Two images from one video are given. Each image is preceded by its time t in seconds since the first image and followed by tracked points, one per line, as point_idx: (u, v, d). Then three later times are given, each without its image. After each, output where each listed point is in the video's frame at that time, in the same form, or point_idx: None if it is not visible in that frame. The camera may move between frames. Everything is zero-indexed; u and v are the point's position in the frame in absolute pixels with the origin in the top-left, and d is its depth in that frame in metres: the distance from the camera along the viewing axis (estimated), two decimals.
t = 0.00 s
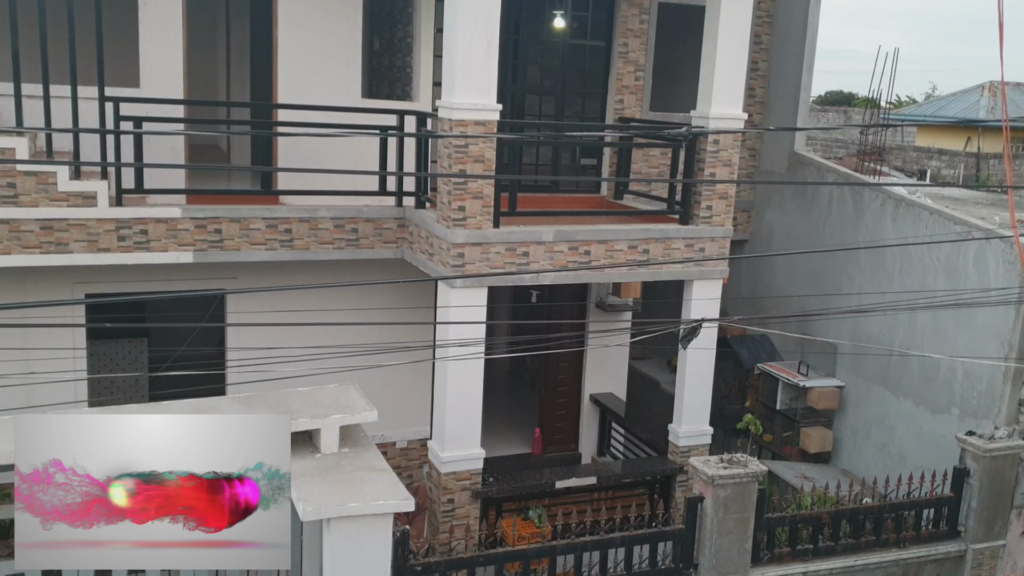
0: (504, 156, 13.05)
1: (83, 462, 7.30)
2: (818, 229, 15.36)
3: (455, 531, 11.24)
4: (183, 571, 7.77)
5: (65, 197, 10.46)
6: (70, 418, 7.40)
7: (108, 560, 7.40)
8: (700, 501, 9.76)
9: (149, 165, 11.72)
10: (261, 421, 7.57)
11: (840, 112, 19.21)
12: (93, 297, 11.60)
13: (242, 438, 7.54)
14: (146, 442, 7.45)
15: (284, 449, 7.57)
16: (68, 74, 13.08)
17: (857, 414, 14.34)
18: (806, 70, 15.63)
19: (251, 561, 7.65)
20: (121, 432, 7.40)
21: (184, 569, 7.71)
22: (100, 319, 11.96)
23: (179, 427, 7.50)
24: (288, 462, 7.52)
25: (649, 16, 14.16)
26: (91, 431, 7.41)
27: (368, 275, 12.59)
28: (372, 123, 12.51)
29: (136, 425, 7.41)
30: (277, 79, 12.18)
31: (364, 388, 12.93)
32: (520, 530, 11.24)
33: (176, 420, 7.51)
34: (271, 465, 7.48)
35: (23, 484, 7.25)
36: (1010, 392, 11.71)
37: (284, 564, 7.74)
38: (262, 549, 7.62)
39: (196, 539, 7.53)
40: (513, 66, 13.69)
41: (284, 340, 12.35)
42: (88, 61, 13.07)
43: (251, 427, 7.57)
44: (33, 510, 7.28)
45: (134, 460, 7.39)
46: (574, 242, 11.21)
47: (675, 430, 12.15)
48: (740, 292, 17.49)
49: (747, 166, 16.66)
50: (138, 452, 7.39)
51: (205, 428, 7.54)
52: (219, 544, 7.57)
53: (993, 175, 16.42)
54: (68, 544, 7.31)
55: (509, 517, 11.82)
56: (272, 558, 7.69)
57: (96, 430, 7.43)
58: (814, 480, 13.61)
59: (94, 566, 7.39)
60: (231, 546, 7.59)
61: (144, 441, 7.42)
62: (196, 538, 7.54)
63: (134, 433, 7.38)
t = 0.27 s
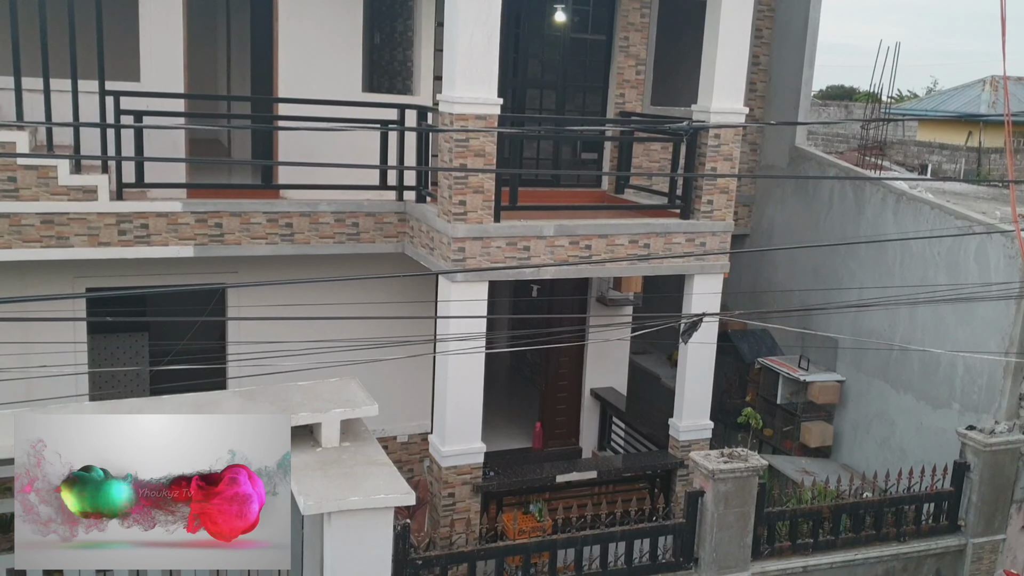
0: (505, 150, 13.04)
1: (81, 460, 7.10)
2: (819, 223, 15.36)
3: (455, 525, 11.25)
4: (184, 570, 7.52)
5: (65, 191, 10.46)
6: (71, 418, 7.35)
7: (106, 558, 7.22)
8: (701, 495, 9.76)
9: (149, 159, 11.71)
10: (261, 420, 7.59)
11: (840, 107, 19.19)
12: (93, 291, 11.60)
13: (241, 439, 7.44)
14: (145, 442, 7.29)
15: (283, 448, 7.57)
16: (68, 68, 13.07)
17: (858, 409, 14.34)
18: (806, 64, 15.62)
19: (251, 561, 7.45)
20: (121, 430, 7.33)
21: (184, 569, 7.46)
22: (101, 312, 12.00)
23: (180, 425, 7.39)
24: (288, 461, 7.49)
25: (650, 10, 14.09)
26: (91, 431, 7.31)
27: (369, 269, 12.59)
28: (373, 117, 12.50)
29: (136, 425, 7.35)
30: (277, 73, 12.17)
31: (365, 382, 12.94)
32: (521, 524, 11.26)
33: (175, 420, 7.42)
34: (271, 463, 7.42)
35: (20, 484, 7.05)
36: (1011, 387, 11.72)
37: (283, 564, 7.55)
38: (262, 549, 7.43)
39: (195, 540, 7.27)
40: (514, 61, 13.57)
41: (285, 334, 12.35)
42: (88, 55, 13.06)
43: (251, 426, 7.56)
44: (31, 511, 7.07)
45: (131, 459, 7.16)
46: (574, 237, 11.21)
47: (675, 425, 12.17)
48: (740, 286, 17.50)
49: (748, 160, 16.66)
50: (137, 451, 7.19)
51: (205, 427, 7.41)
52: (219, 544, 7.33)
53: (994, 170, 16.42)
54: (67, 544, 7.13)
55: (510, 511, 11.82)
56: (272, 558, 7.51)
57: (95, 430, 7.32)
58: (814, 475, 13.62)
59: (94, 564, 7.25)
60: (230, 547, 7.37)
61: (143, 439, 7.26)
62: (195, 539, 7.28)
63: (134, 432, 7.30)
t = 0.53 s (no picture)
0: (507, 144, 13.02)
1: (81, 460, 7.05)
2: (821, 217, 15.34)
3: (457, 518, 11.27)
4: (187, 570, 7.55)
5: (67, 185, 10.46)
6: (70, 419, 7.30)
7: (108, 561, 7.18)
8: (702, 489, 9.76)
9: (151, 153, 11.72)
10: (261, 419, 7.45)
11: (842, 100, 19.14)
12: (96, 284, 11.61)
13: (242, 438, 7.35)
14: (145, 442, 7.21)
15: (282, 446, 7.50)
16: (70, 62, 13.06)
17: (860, 403, 14.34)
18: (809, 58, 15.59)
19: (252, 561, 7.52)
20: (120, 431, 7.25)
21: (188, 569, 7.47)
22: (103, 306, 12.04)
23: (179, 425, 7.31)
24: (287, 459, 7.45)
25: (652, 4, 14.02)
26: (90, 431, 7.24)
27: (371, 263, 12.59)
28: (375, 111, 12.49)
29: (135, 425, 7.27)
30: (279, 67, 12.16)
31: (367, 376, 12.95)
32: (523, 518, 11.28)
33: (175, 419, 7.32)
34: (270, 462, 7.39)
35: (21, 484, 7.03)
36: (1013, 380, 11.71)
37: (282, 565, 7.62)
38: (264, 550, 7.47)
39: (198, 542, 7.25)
40: (516, 54, 13.65)
41: (287, 328, 12.36)
42: (90, 49, 13.05)
43: (251, 426, 7.44)
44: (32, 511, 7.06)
45: (131, 460, 7.10)
46: (576, 231, 11.20)
47: (677, 418, 12.16)
48: (743, 280, 17.50)
49: (750, 154, 16.63)
50: (136, 452, 7.12)
51: (205, 427, 7.31)
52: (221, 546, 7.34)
53: (996, 164, 16.39)
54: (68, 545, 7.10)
55: (512, 505, 11.85)
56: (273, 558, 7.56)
57: (95, 430, 7.24)
58: (816, 469, 13.63)
59: (96, 566, 7.21)
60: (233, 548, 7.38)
61: (142, 440, 7.18)
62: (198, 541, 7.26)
63: (133, 433, 7.22)
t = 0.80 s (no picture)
0: (506, 140, 13.02)
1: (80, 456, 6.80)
2: (822, 213, 15.33)
3: (458, 513, 11.29)
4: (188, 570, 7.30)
5: (67, 180, 10.47)
6: (70, 418, 7.00)
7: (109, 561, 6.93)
8: (703, 484, 9.75)
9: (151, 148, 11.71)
10: (260, 419, 7.34)
11: (843, 96, 19.13)
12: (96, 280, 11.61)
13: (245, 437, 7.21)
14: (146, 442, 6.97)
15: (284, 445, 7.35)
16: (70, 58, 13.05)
17: (860, 398, 14.34)
18: (810, 53, 15.58)
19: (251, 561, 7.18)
20: (119, 431, 6.97)
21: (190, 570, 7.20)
22: (104, 302, 12.05)
23: (180, 424, 7.08)
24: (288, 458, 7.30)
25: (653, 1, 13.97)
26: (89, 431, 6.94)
27: (371, 258, 12.59)
28: (375, 107, 12.48)
29: (136, 425, 7.02)
30: (279, 63, 12.16)
31: (367, 371, 12.95)
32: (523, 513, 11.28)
33: (176, 420, 7.09)
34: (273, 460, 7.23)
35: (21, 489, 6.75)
36: (1014, 376, 11.72)
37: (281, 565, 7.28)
38: (263, 549, 7.17)
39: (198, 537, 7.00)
40: (516, 49, 13.63)
41: (287, 324, 12.37)
42: (90, 44, 13.04)
43: (251, 426, 7.29)
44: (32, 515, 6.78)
45: (133, 461, 6.86)
46: (577, 226, 11.20)
47: (678, 414, 12.17)
48: (743, 276, 17.50)
49: (751, 149, 16.61)
50: (138, 452, 6.90)
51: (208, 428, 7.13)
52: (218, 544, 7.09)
53: (997, 160, 16.40)
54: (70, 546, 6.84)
55: (512, 500, 11.85)
56: (270, 559, 7.22)
57: (93, 430, 6.98)
58: (816, 464, 13.64)
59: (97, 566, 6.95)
60: (231, 549, 7.10)
61: (143, 440, 6.95)
62: (201, 541, 7.03)
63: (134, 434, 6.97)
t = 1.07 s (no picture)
0: (508, 135, 13.00)
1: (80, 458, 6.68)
2: (824, 208, 15.31)
3: (459, 508, 11.30)
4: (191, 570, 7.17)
5: (69, 175, 10.47)
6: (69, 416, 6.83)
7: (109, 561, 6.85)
8: (704, 479, 9.75)
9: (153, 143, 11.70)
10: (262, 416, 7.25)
11: (845, 91, 19.09)
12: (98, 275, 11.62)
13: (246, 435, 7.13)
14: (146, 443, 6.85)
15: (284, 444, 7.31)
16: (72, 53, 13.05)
17: (861, 393, 14.34)
18: (812, 48, 15.56)
19: (257, 560, 7.20)
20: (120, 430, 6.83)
21: (192, 569, 7.10)
22: (105, 296, 12.06)
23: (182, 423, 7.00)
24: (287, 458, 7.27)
25: None
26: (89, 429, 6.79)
27: (373, 253, 12.59)
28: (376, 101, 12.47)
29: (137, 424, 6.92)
30: (281, 57, 12.15)
31: (368, 366, 12.95)
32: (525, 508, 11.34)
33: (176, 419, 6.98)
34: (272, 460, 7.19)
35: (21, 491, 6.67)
36: (1015, 371, 11.71)
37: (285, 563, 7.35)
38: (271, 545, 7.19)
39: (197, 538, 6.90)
40: (518, 43, 13.78)
41: (289, 318, 12.38)
42: (92, 39, 13.03)
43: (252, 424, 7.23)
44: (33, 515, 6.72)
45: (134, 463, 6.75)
46: (578, 221, 11.19)
47: (678, 409, 12.18)
48: (745, 271, 17.49)
49: (753, 144, 16.57)
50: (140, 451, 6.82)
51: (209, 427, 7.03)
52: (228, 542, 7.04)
53: (999, 155, 16.37)
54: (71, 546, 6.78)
55: (513, 495, 11.87)
56: (276, 556, 7.27)
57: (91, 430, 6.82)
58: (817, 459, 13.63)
59: (99, 567, 6.86)
60: (239, 548, 7.08)
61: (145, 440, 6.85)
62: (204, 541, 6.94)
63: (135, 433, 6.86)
